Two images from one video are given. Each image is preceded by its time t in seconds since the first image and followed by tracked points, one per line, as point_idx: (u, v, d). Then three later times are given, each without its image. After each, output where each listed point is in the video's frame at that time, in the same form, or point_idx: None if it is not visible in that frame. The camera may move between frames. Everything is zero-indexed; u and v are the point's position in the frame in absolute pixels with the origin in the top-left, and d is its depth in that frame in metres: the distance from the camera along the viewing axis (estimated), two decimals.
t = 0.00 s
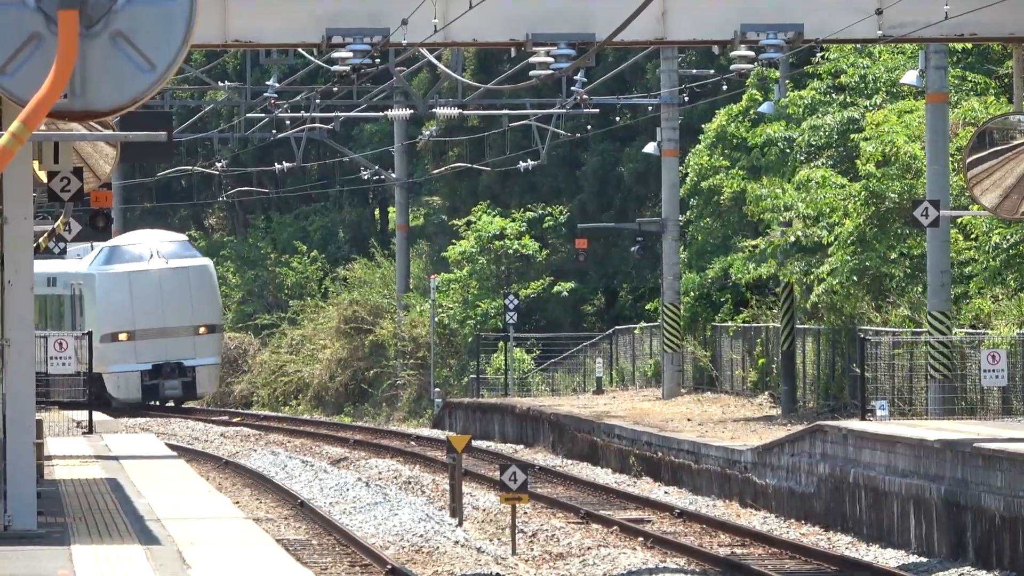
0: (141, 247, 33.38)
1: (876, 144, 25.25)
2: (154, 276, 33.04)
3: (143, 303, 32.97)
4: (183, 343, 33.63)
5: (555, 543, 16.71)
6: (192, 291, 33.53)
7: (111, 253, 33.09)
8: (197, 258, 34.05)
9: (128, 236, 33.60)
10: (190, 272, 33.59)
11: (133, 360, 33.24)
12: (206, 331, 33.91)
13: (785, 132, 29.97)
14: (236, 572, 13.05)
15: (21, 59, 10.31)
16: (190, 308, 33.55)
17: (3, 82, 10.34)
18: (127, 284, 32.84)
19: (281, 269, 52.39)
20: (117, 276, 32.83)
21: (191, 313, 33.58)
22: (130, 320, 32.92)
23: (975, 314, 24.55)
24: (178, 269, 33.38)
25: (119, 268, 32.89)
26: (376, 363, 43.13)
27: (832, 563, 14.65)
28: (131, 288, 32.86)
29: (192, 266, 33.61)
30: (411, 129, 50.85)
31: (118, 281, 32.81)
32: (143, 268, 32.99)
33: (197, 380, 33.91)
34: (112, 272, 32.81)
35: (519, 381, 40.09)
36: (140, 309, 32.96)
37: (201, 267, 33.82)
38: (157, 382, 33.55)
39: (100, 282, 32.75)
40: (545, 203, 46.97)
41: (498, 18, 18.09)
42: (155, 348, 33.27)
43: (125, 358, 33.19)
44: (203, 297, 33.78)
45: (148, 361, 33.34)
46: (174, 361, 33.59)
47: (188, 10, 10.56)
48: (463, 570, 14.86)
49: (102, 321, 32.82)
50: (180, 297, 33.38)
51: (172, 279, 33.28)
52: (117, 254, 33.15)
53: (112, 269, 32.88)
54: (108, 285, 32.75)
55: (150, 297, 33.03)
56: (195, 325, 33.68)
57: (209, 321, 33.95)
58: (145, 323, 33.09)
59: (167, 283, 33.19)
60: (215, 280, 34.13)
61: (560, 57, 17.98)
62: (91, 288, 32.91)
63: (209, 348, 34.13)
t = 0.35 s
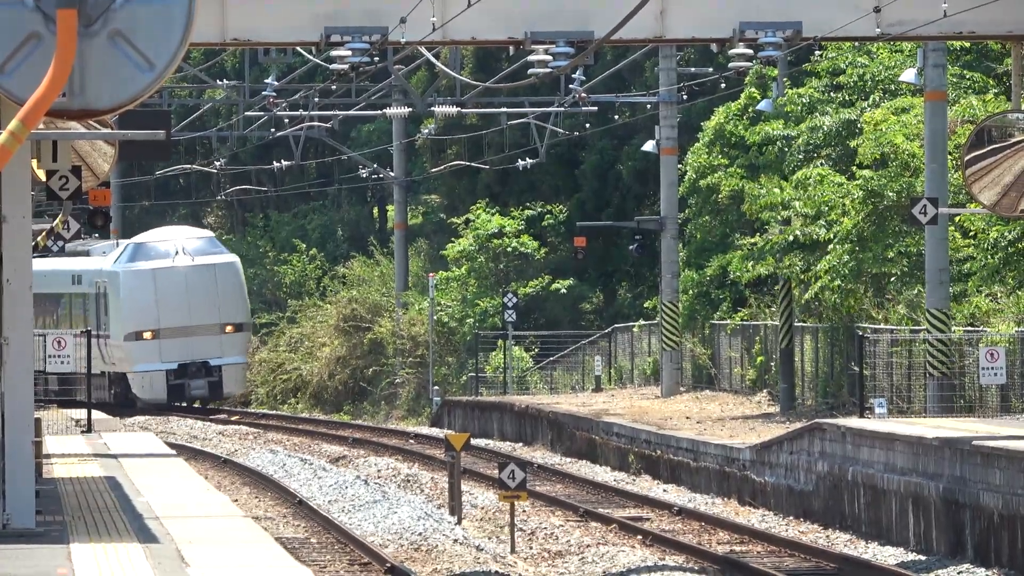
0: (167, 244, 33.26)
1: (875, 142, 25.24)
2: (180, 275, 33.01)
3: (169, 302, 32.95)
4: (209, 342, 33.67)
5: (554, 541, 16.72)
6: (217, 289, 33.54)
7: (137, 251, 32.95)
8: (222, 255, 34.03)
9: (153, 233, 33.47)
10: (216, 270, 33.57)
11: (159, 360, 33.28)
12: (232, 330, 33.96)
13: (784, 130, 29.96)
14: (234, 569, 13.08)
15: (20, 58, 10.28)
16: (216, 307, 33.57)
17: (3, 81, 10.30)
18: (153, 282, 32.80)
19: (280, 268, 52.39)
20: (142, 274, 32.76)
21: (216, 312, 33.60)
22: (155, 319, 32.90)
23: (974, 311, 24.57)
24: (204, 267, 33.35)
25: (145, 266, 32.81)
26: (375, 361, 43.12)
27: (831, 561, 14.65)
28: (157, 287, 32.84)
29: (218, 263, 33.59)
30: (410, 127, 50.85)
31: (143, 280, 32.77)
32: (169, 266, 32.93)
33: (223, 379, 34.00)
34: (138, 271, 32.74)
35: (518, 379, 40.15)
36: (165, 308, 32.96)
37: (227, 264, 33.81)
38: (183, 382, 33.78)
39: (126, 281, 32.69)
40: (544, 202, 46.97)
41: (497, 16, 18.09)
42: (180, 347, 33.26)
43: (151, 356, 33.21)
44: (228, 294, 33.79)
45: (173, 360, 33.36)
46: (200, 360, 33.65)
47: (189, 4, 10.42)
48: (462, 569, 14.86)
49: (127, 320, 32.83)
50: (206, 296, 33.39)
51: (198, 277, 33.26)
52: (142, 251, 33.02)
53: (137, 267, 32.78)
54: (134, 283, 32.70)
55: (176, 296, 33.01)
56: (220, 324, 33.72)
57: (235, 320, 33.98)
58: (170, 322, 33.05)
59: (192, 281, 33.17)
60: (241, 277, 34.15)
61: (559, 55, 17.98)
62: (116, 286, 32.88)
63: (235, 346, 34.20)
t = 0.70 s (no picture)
0: (188, 244, 32.85)
1: (871, 142, 25.26)
2: (201, 275, 32.57)
3: (190, 303, 32.54)
4: (232, 343, 33.18)
5: (550, 541, 16.73)
6: (240, 290, 33.06)
7: (158, 250, 32.62)
8: (247, 254, 33.54)
9: (176, 232, 33.08)
10: (239, 270, 33.10)
11: (181, 362, 32.91)
12: (255, 330, 33.48)
13: (781, 130, 29.97)
14: (229, 569, 13.09)
15: (18, 57, 10.55)
16: (239, 308, 33.07)
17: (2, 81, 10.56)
18: (174, 283, 32.43)
19: (277, 268, 52.36)
20: (162, 274, 32.44)
21: (239, 313, 33.12)
22: (177, 321, 32.52)
23: (972, 312, 24.60)
24: (227, 267, 32.89)
25: (166, 266, 32.46)
26: (372, 361, 43.08)
27: (828, 561, 14.66)
28: (179, 287, 32.44)
29: (241, 263, 33.12)
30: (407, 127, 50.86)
31: (164, 280, 32.42)
32: (191, 266, 32.52)
33: (246, 381, 33.51)
34: (159, 271, 32.40)
35: (515, 379, 40.20)
36: (187, 309, 32.55)
37: (251, 264, 33.32)
38: (205, 384, 33.27)
39: (146, 281, 32.37)
40: (540, 201, 47.18)
41: (494, 16, 18.10)
42: (203, 348, 32.86)
43: (173, 358, 32.85)
44: (252, 294, 33.29)
45: (196, 362, 32.97)
46: (223, 362, 33.16)
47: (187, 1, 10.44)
48: (459, 568, 14.87)
49: (149, 321, 32.50)
50: (229, 297, 32.92)
51: (220, 278, 32.81)
52: (164, 250, 32.67)
53: (157, 267, 32.47)
54: (155, 284, 32.37)
55: (199, 297, 32.59)
56: (244, 325, 33.25)
57: (258, 320, 33.48)
58: (192, 324, 32.64)
59: (215, 281, 32.72)
60: (265, 276, 33.61)
61: (555, 56, 17.96)
62: (137, 286, 32.56)
63: (259, 348, 33.71)
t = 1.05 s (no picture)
0: (208, 240, 31.91)
1: (867, 140, 25.25)
2: (222, 272, 31.63)
3: (210, 301, 31.59)
4: (254, 342, 32.15)
5: (545, 539, 16.73)
6: (261, 288, 32.05)
7: (177, 246, 31.69)
8: (269, 251, 32.55)
9: (197, 228, 32.18)
10: (260, 267, 32.10)
11: (201, 361, 31.94)
12: (277, 329, 32.42)
13: (777, 128, 29.96)
14: (225, 567, 13.07)
15: (15, 53, 10.52)
16: (261, 305, 32.09)
17: None
18: (194, 280, 31.48)
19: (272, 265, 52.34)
20: (182, 271, 31.48)
21: (260, 311, 32.08)
22: (197, 319, 31.55)
23: (969, 311, 24.62)
24: (247, 264, 31.91)
25: (186, 263, 31.53)
26: (367, 358, 43.07)
27: (823, 559, 14.66)
28: (199, 285, 31.50)
29: (263, 260, 32.12)
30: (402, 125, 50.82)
31: (184, 278, 31.46)
32: (211, 263, 31.57)
33: (268, 382, 32.44)
34: (179, 269, 31.46)
35: (510, 377, 40.19)
36: (207, 307, 31.59)
37: (272, 261, 32.30)
38: (226, 384, 32.20)
39: (166, 279, 31.42)
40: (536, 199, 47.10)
41: (489, 14, 18.05)
42: (223, 347, 31.86)
43: (193, 358, 31.91)
44: (273, 292, 32.25)
45: (216, 361, 31.98)
46: (244, 361, 32.12)
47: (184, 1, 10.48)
48: (454, 566, 14.87)
49: (167, 319, 31.55)
50: (249, 295, 31.91)
51: (240, 275, 31.81)
52: (183, 247, 31.76)
53: (177, 264, 31.52)
54: (174, 281, 31.43)
55: (218, 295, 31.63)
56: (265, 323, 32.21)
57: (281, 318, 32.45)
58: (212, 322, 31.68)
59: (235, 279, 31.74)
60: (288, 273, 32.65)
61: (551, 54, 17.76)
62: (156, 284, 31.65)
63: (282, 347, 32.64)
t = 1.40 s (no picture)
0: (228, 237, 31.24)
1: (860, 137, 25.29)
2: (241, 269, 30.95)
3: (228, 299, 30.92)
4: (274, 341, 31.43)
5: (539, 537, 16.73)
6: (281, 285, 31.33)
7: (195, 243, 31.01)
8: (289, 248, 31.83)
9: (218, 225, 31.49)
10: (280, 265, 31.40)
11: (219, 361, 31.28)
12: (298, 328, 31.69)
13: (770, 125, 29.98)
14: (219, 565, 13.08)
15: (6, 53, 10.50)
16: (281, 304, 31.39)
17: None
18: (211, 278, 30.81)
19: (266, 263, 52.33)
20: (200, 268, 30.81)
21: (279, 309, 31.37)
22: (215, 317, 30.89)
23: (961, 308, 24.64)
24: (266, 261, 31.22)
25: (204, 261, 30.86)
26: (361, 356, 43.08)
27: (817, 557, 14.67)
28: (216, 283, 30.83)
29: (282, 257, 31.43)
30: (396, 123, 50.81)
31: (202, 275, 30.79)
32: (229, 261, 30.90)
33: (288, 382, 31.71)
34: (196, 266, 30.80)
35: (504, 375, 40.21)
36: (225, 305, 30.92)
37: (291, 258, 31.59)
38: (245, 385, 31.49)
39: (184, 276, 30.75)
40: (530, 196, 47.07)
41: (483, 11, 18.03)
42: (242, 346, 31.17)
43: (212, 357, 31.26)
44: (293, 290, 31.53)
45: (235, 361, 31.32)
46: (264, 361, 31.41)
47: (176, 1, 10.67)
48: (448, 564, 14.87)
49: (185, 318, 30.90)
50: (269, 293, 31.20)
51: (259, 272, 31.12)
52: (201, 244, 31.10)
53: (195, 261, 30.84)
54: (191, 279, 30.77)
55: (237, 293, 30.94)
56: (285, 322, 31.49)
57: (302, 317, 31.73)
58: (231, 321, 31.00)
59: (254, 277, 31.06)
60: (309, 272, 31.93)
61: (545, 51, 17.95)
62: (174, 282, 31.01)
63: (303, 346, 31.89)
